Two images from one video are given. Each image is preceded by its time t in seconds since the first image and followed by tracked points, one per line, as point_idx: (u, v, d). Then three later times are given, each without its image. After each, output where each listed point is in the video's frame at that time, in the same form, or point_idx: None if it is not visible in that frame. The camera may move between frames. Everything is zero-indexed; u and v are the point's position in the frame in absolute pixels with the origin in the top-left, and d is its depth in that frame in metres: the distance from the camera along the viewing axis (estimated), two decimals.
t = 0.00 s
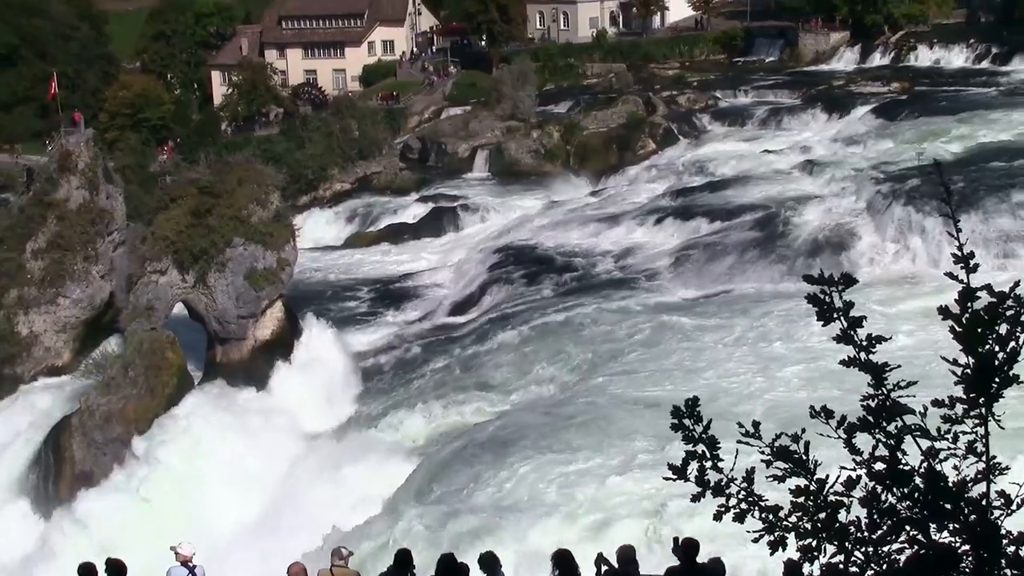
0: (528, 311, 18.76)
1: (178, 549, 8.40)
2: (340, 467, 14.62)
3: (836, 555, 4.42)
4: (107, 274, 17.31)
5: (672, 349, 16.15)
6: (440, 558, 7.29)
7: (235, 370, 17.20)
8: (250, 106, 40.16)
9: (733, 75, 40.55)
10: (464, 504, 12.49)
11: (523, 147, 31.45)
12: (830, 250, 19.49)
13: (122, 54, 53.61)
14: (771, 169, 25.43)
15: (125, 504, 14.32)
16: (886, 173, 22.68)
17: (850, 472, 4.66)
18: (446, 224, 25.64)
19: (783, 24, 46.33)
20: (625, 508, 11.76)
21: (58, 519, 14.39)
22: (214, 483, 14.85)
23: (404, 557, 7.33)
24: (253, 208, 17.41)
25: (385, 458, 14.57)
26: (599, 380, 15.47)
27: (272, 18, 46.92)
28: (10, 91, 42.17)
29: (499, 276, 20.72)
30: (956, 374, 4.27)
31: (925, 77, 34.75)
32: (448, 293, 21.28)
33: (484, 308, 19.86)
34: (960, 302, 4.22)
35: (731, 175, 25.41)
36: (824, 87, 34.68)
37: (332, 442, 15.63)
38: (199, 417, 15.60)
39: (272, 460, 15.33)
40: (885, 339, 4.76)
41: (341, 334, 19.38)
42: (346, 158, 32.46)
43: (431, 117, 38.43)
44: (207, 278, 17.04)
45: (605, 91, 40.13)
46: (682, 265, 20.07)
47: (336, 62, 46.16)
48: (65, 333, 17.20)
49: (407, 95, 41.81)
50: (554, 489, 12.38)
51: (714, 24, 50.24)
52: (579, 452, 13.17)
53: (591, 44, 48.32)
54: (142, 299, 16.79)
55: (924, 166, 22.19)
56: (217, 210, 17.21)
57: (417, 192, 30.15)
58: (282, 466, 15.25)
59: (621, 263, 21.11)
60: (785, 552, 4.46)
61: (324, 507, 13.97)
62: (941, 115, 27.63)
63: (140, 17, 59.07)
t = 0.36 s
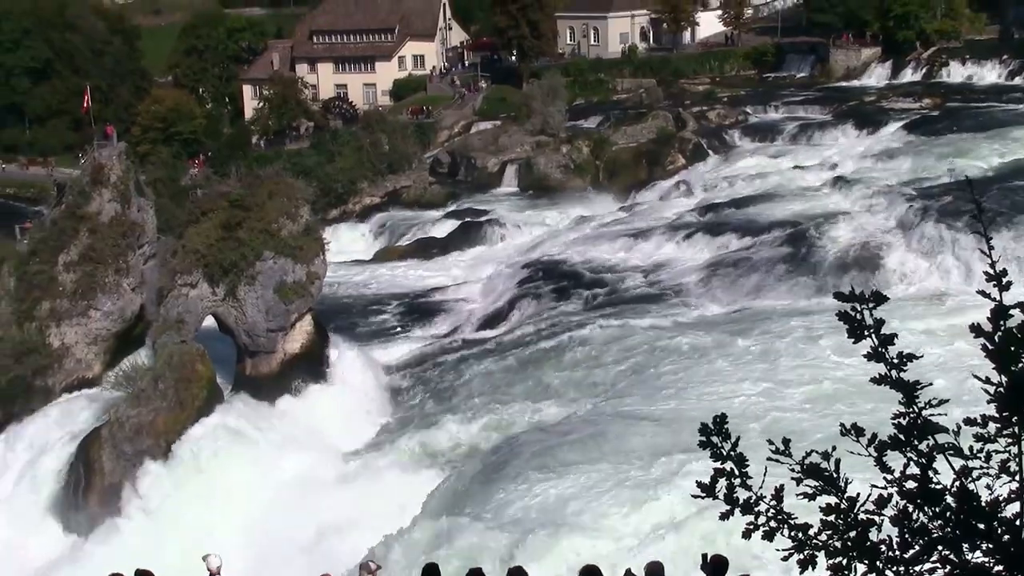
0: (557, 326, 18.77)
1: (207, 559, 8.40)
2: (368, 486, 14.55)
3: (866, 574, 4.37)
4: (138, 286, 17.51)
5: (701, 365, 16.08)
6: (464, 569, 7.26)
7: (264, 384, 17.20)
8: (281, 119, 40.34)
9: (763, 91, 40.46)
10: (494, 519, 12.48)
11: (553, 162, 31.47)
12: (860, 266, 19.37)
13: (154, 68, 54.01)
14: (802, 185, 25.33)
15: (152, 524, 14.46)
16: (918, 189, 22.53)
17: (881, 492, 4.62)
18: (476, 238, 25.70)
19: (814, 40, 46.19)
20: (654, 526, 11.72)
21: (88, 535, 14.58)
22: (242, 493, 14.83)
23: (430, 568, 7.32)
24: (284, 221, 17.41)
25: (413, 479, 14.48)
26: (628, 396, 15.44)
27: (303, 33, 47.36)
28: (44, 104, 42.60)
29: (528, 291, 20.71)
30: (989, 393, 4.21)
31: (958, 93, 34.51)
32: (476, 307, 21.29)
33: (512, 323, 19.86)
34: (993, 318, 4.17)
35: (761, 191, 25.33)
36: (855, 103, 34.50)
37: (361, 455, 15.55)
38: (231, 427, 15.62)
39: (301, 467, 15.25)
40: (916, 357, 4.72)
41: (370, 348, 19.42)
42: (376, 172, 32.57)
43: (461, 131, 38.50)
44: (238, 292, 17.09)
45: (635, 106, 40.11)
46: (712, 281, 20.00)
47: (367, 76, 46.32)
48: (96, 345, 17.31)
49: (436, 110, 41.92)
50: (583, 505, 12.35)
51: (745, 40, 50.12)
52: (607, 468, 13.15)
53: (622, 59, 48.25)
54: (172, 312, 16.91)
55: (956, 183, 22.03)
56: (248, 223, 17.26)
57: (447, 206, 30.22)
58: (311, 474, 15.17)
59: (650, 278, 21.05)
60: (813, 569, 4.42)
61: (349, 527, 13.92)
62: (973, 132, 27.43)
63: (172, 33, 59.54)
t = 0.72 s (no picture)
0: (590, 339, 18.74)
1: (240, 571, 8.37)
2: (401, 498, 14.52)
3: None
4: (172, 299, 17.57)
5: (734, 379, 15.97)
6: None
7: (296, 396, 17.29)
8: (315, 133, 40.52)
9: (797, 104, 40.29)
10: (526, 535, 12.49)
11: (585, 175, 31.47)
12: (895, 280, 19.21)
13: (189, 82, 54.47)
14: (835, 199, 25.18)
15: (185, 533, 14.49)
16: (953, 203, 22.35)
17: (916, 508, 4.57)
18: (508, 251, 25.69)
19: (848, 53, 45.97)
20: (687, 543, 11.69)
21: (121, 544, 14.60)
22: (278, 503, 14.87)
23: None
24: (317, 235, 17.43)
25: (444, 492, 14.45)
26: (660, 410, 15.37)
27: (336, 46, 47.43)
28: (80, 118, 43.05)
29: (560, 304, 20.66)
30: None
31: (994, 106, 34.22)
32: (508, 321, 21.30)
33: (544, 336, 19.85)
34: None
35: (794, 205, 25.21)
36: (890, 117, 34.27)
37: (398, 469, 15.54)
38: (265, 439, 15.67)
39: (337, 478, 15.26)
40: (952, 372, 4.66)
41: (402, 361, 19.46)
42: (409, 186, 32.63)
43: (494, 145, 38.53)
44: (271, 305, 17.18)
45: (668, 119, 40.02)
46: (745, 294, 19.89)
47: (400, 89, 46.41)
48: (129, 357, 17.42)
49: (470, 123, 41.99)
50: (615, 522, 12.34)
51: (779, 53, 49.90)
52: (639, 482, 13.13)
53: (655, 71, 48.12)
54: (206, 325, 17.11)
55: (993, 197, 21.83)
56: (281, 237, 17.30)
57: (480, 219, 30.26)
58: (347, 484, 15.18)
59: (683, 292, 20.98)
60: None
61: (381, 538, 13.89)
62: (1010, 145, 27.18)
63: (206, 48, 60.03)
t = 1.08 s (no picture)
0: (620, 355, 18.74)
1: None
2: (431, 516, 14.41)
3: None
4: (204, 312, 17.73)
5: (766, 396, 15.86)
6: None
7: (327, 411, 17.27)
8: (345, 148, 40.67)
9: (828, 120, 40.13)
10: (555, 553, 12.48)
11: (616, 192, 31.48)
12: (927, 296, 19.04)
13: (221, 99, 54.83)
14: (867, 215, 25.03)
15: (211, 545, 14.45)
16: (986, 220, 22.16)
17: (951, 529, 4.53)
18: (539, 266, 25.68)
19: (880, 69, 45.79)
20: (717, 558, 11.64)
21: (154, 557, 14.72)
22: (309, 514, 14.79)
23: None
24: (348, 250, 17.49)
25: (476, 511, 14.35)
26: (690, 427, 15.29)
27: (367, 62, 47.64)
28: (114, 134, 43.45)
29: (590, 320, 20.64)
30: None
31: None
32: (538, 336, 21.28)
33: (574, 352, 19.82)
34: None
35: (826, 221, 25.09)
36: (922, 132, 34.06)
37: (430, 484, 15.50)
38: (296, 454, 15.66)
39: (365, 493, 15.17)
40: (989, 392, 4.61)
41: (432, 376, 19.48)
42: (440, 201, 32.68)
43: (525, 160, 38.56)
44: (301, 320, 17.21)
45: (699, 135, 39.96)
46: (776, 311, 19.76)
47: (431, 106, 46.56)
48: (161, 371, 17.55)
49: (500, 139, 42.06)
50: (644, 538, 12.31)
51: (810, 69, 49.75)
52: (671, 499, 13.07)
53: (685, 87, 48.00)
54: (237, 340, 17.15)
55: None
56: (312, 252, 17.39)
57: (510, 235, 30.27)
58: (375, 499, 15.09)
59: (713, 308, 20.90)
60: None
61: (408, 557, 13.78)
62: None
63: (238, 65, 60.42)
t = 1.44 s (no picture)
0: (653, 368, 18.69)
1: None
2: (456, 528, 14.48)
3: None
4: (238, 323, 17.80)
5: (800, 411, 15.74)
6: None
7: (359, 421, 17.27)
8: (380, 160, 40.80)
9: (864, 134, 39.84)
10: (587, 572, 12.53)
11: (649, 205, 31.42)
12: (964, 312, 18.85)
13: (257, 110, 55.23)
14: (904, 231, 24.84)
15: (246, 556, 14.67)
16: None
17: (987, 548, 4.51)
18: (572, 280, 25.65)
19: (917, 84, 45.45)
20: None
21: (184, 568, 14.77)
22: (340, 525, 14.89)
23: None
24: (381, 262, 17.52)
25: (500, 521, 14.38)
26: (722, 442, 15.20)
27: (402, 75, 47.83)
28: (151, 145, 43.86)
29: (622, 333, 20.60)
30: None
31: None
32: (571, 349, 21.25)
33: (607, 365, 19.76)
34: None
35: (861, 236, 24.91)
36: (960, 147, 33.76)
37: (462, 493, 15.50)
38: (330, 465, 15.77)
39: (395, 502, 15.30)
40: None
41: (465, 388, 19.48)
42: (474, 213, 32.72)
43: (558, 173, 38.54)
44: (334, 330, 17.26)
45: (733, 149, 39.81)
46: (810, 326, 19.63)
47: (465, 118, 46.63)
48: (195, 381, 17.62)
49: (534, 152, 42.08)
50: (678, 558, 12.30)
51: (846, 83, 49.46)
52: (703, 516, 13.03)
53: (720, 101, 47.82)
54: (270, 350, 17.29)
55: None
56: (346, 263, 17.45)
57: (544, 248, 30.28)
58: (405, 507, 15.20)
59: (747, 322, 20.77)
60: None
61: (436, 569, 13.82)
62: None
63: (274, 77, 60.88)
